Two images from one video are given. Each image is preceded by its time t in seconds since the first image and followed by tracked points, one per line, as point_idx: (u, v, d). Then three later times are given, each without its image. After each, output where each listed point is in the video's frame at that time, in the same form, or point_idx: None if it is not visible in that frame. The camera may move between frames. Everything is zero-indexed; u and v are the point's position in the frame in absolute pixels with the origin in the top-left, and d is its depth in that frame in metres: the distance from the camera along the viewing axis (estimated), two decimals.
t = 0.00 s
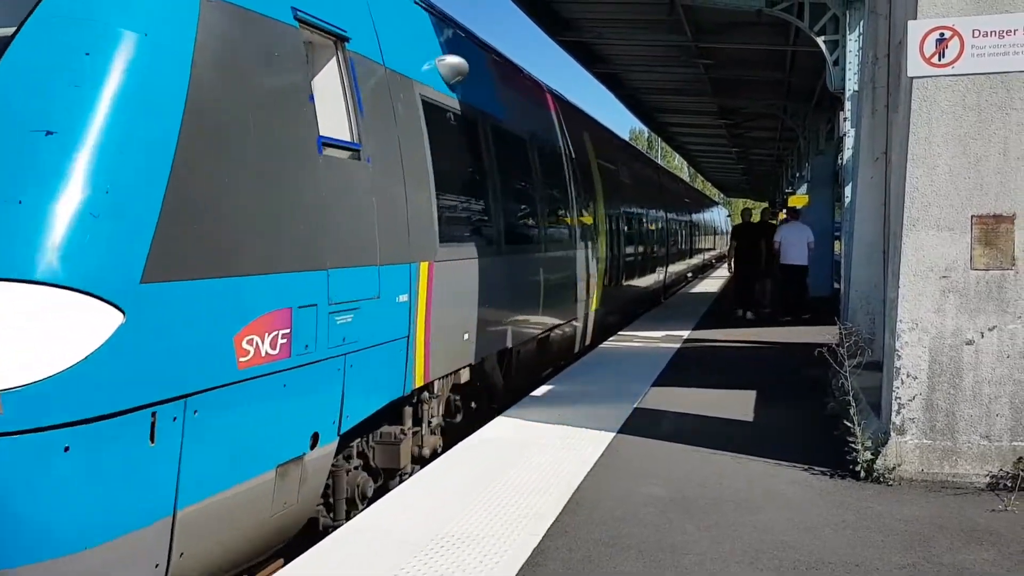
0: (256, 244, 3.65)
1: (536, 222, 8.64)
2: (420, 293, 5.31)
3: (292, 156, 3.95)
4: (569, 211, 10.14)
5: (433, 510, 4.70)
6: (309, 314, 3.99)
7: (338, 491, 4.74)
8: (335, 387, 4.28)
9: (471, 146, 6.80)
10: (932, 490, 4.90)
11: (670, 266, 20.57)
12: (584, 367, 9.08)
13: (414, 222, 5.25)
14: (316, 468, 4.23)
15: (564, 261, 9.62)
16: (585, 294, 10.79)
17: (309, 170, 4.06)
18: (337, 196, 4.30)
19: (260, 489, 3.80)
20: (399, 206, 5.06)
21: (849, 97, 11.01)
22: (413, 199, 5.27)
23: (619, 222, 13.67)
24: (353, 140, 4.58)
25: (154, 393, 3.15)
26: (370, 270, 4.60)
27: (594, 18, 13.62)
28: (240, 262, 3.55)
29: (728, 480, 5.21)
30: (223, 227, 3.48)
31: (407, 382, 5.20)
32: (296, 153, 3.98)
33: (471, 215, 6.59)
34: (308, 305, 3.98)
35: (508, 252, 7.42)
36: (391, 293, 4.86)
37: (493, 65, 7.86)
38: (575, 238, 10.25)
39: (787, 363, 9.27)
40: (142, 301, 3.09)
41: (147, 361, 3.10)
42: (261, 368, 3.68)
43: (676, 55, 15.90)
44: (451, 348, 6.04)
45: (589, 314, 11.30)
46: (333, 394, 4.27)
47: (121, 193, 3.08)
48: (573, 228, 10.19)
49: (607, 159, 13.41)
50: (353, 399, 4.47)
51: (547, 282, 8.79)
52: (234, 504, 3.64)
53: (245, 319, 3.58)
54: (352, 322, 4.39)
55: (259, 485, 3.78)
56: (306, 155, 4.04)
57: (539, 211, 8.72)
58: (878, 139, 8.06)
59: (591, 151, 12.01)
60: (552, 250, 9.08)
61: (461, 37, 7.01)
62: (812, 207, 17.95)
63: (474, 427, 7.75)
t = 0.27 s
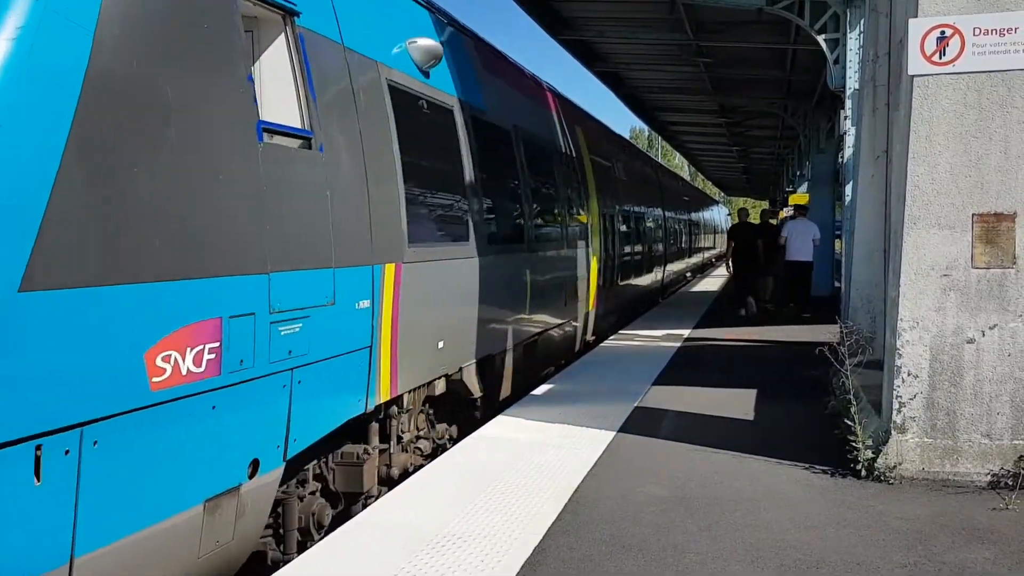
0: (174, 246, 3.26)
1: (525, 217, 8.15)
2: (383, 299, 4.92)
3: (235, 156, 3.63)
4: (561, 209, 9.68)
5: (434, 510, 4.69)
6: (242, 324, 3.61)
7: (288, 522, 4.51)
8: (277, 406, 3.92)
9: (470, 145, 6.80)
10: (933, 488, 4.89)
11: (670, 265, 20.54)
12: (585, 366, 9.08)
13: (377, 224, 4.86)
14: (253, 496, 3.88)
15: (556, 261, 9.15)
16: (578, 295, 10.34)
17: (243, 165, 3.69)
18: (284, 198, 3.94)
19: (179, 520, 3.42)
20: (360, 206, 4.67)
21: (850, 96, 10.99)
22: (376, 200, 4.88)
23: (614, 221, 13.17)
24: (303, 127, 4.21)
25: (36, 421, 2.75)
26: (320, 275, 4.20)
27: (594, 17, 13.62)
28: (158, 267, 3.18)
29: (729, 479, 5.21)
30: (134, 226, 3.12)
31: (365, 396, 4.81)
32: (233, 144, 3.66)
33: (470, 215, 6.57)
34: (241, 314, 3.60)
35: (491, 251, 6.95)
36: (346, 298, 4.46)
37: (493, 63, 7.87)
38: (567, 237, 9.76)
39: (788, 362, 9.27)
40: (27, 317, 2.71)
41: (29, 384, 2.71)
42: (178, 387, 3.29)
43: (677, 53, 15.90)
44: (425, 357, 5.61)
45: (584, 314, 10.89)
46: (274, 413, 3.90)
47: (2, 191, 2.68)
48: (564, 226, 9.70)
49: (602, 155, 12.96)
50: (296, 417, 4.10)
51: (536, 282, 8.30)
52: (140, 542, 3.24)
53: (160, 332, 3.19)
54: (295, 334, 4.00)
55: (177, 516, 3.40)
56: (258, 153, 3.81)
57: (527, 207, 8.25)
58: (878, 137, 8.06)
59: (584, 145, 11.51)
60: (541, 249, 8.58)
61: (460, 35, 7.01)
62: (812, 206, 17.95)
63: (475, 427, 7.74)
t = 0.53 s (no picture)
0: (84, 243, 2.78)
1: (512, 214, 7.64)
2: (341, 304, 4.36)
3: (160, 136, 3.11)
4: (553, 207, 9.23)
5: (437, 509, 4.69)
6: (160, 338, 3.07)
7: (227, 559, 3.88)
8: (205, 431, 3.35)
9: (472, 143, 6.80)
10: (937, 487, 4.88)
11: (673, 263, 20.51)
12: (588, 365, 9.08)
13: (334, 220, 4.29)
14: (179, 538, 3.31)
15: (546, 262, 8.67)
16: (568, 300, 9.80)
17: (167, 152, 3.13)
18: (221, 186, 3.40)
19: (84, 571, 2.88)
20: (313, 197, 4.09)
21: (854, 94, 10.92)
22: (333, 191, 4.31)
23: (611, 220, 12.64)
24: (241, 110, 3.61)
25: None
26: (262, 278, 3.64)
27: (597, 15, 13.61)
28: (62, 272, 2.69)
29: (732, 477, 5.21)
30: (17, 219, 2.58)
31: (320, 416, 4.23)
32: (166, 123, 3.16)
33: (473, 213, 6.57)
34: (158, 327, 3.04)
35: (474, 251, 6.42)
36: (296, 305, 3.90)
37: (497, 61, 7.87)
38: (557, 236, 9.23)
39: (791, 360, 9.26)
40: None
41: None
42: (73, 416, 2.73)
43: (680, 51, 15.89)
44: (396, 367, 5.14)
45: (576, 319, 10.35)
46: (202, 439, 3.33)
47: None
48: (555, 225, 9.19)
49: (599, 152, 12.46)
50: (231, 443, 3.54)
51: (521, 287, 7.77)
52: None
53: (49, 350, 2.63)
54: (228, 347, 3.44)
55: (88, 559, 2.88)
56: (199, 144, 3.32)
57: (515, 203, 7.76)
58: (882, 135, 8.04)
59: (578, 139, 10.99)
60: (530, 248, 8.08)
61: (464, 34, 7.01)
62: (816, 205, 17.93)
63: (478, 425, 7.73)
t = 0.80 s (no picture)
0: (20, 244, 2.64)
1: (493, 210, 7.13)
2: (282, 315, 3.95)
3: (56, 122, 2.78)
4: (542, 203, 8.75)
5: (436, 506, 4.68)
6: (37, 358, 2.68)
7: None
8: (110, 463, 2.98)
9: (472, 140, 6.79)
10: (938, 483, 4.88)
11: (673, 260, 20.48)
12: (589, 362, 9.08)
13: (271, 221, 3.88)
14: None
15: (533, 262, 8.19)
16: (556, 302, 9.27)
17: (51, 148, 2.75)
18: (130, 182, 3.05)
19: None
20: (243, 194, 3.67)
21: (854, 90, 10.92)
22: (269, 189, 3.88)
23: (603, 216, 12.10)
24: (157, 87, 3.28)
25: None
26: (180, 286, 3.27)
27: (597, 11, 13.59)
28: None
29: (733, 474, 5.20)
30: None
31: (257, 440, 3.82)
32: (88, 109, 2.91)
33: (472, 209, 6.57)
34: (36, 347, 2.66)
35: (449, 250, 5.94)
36: (221, 315, 3.49)
37: (496, 59, 7.87)
38: (544, 233, 8.71)
39: (791, 357, 9.26)
40: None
41: None
42: None
43: (680, 48, 15.87)
44: (352, 377, 4.66)
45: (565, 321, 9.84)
46: (103, 473, 2.95)
47: None
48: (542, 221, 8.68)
49: (592, 146, 11.96)
50: (140, 476, 3.15)
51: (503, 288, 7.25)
52: None
53: None
54: (133, 365, 3.05)
55: None
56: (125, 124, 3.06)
57: (496, 197, 7.24)
58: (883, 131, 8.04)
59: (570, 131, 10.46)
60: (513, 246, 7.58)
61: (463, 31, 7.02)
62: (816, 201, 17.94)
63: (477, 422, 7.73)
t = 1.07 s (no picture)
0: None
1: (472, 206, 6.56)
2: (205, 322, 3.36)
3: None
4: (529, 197, 8.22)
5: (436, 504, 4.68)
6: None
7: None
8: None
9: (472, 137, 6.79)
10: (938, 480, 4.88)
11: (672, 257, 20.46)
12: (588, 359, 9.08)
13: (187, 212, 3.29)
14: None
15: (517, 262, 7.61)
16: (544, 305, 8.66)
17: None
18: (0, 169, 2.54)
19: None
20: (144, 186, 3.07)
21: (854, 87, 10.92)
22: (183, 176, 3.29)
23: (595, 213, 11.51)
24: (41, 59, 2.75)
25: None
26: (64, 295, 2.72)
27: (597, 8, 13.59)
28: None
29: (732, 470, 5.21)
30: None
31: (173, 474, 3.27)
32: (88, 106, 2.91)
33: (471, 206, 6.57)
34: None
35: (422, 247, 5.38)
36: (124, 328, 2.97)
37: (496, 56, 7.86)
38: (529, 230, 8.12)
39: (791, 354, 9.27)
40: None
41: None
42: None
43: (680, 45, 15.86)
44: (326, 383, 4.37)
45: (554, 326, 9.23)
46: None
47: None
48: (527, 218, 8.10)
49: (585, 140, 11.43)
50: (11, 523, 2.62)
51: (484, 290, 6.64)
52: None
53: None
54: None
55: None
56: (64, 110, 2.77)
57: (476, 190, 6.67)
58: (883, 128, 8.04)
59: (559, 123, 9.94)
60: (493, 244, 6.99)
61: (463, 28, 7.00)
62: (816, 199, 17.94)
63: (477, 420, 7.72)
